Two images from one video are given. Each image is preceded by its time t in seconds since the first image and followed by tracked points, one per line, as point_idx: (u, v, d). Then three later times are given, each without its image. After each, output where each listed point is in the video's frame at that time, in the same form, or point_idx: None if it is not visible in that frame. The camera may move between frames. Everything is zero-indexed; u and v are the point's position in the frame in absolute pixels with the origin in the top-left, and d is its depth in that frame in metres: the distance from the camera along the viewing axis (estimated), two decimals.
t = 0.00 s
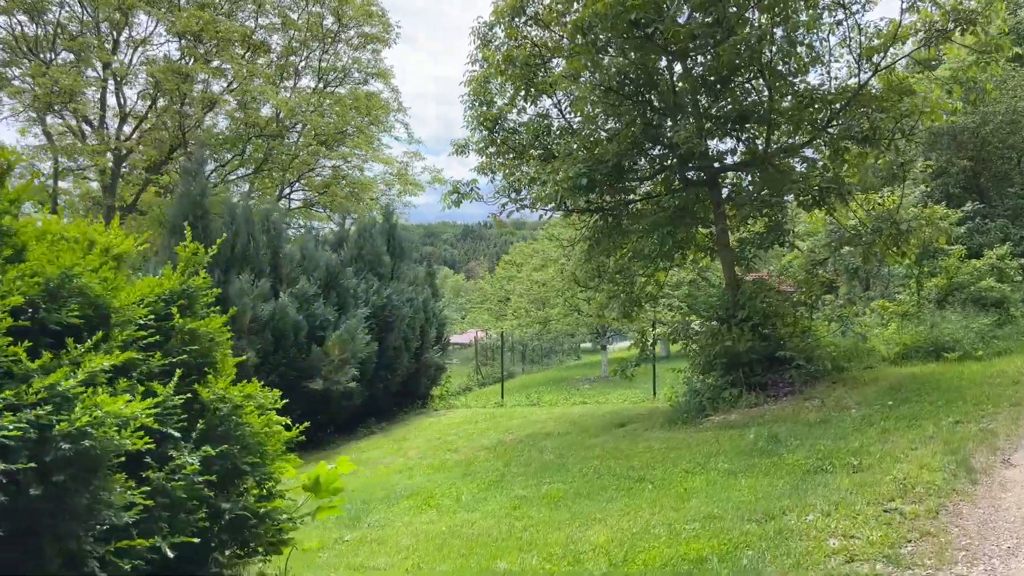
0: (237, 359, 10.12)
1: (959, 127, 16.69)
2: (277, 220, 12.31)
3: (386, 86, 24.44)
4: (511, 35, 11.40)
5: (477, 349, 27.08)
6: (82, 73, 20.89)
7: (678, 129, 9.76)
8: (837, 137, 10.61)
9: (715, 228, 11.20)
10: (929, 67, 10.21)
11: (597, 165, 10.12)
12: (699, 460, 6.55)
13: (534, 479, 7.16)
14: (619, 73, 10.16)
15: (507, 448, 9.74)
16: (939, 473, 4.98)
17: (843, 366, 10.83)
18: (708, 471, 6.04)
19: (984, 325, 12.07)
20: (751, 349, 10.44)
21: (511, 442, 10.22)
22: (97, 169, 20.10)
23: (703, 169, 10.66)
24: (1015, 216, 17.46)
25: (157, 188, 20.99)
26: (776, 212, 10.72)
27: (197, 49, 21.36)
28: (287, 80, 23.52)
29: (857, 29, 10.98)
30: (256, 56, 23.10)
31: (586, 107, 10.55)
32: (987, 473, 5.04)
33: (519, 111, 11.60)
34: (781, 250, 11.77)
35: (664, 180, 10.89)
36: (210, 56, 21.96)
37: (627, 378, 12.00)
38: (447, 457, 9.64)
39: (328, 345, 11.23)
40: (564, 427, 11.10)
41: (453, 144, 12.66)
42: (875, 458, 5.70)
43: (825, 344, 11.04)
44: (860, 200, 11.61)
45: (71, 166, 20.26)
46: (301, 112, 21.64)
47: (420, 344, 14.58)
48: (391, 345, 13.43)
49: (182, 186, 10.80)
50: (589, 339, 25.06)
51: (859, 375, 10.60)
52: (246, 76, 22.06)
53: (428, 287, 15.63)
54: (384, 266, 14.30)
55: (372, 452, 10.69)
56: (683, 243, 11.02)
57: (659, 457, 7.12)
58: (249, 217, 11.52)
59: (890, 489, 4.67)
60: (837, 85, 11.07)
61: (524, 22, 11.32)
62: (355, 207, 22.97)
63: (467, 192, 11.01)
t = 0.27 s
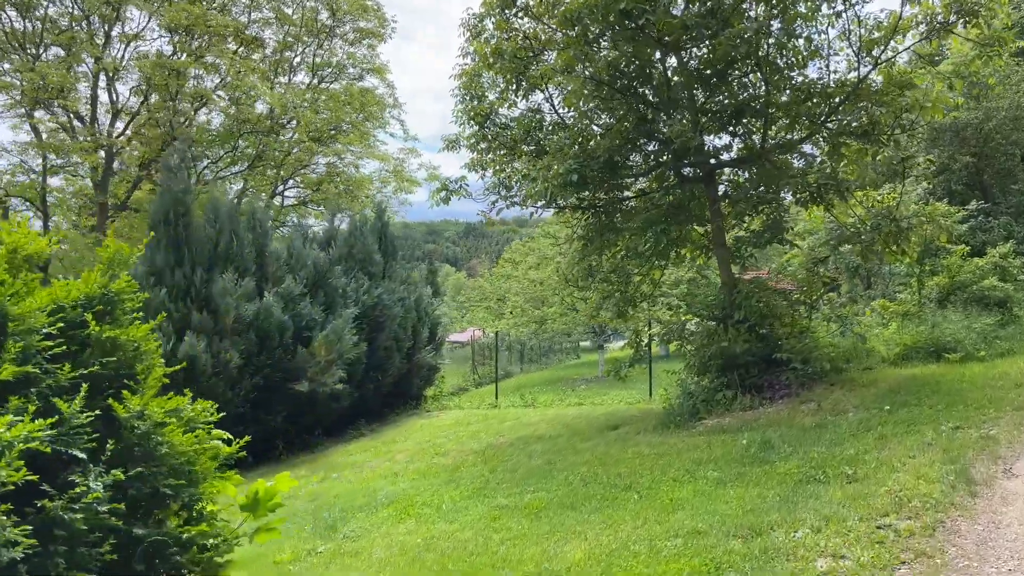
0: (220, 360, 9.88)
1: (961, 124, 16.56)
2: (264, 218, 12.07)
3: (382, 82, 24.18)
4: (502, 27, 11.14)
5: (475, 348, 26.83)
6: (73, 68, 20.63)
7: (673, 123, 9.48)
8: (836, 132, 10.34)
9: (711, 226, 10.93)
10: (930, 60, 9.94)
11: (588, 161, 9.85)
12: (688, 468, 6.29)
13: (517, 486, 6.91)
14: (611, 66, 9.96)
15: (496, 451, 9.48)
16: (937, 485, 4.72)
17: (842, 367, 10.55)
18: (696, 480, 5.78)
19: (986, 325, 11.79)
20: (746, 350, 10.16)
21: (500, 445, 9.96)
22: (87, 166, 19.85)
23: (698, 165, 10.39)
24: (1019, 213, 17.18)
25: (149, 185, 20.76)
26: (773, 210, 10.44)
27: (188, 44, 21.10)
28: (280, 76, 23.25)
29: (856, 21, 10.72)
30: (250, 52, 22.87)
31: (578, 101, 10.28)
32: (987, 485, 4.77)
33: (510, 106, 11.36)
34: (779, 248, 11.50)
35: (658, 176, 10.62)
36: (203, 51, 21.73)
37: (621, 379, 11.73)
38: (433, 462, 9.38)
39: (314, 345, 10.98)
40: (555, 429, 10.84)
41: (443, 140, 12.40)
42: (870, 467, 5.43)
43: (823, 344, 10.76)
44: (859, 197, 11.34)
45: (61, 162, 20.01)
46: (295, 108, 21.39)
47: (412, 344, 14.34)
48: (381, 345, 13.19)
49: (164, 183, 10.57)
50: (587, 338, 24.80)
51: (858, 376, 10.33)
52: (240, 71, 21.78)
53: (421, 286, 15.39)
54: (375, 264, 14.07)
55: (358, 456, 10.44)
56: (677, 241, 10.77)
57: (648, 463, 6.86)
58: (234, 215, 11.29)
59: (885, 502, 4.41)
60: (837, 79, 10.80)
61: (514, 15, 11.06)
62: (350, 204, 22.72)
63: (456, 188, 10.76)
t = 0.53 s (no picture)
0: (200, 358, 9.66)
1: (961, 118, 16.52)
2: (249, 213, 11.86)
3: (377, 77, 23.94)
4: (490, 17, 10.92)
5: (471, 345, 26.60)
6: (64, 63, 20.44)
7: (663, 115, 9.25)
8: (831, 124, 10.11)
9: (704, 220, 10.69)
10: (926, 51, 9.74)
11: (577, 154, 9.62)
12: (673, 468, 6.06)
13: (498, 487, 6.68)
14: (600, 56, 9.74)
15: (482, 451, 9.26)
16: (930, 487, 4.48)
17: (836, 364, 10.31)
18: (680, 481, 5.56)
19: (985, 321, 11.55)
20: (738, 347, 9.93)
21: (487, 444, 9.73)
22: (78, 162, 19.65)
23: (690, 158, 10.16)
24: (1019, 209, 16.99)
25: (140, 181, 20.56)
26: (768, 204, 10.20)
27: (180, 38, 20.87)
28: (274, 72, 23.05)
29: (852, 12, 10.49)
30: (244, 47, 22.69)
31: (566, 93, 10.06)
32: (981, 487, 4.54)
33: (498, 99, 11.14)
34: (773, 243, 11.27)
35: (650, 170, 10.39)
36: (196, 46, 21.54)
37: (612, 376, 11.50)
38: (418, 462, 9.14)
39: (299, 343, 10.76)
40: (545, 427, 10.62)
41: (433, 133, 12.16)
42: (861, 468, 5.20)
43: (818, 341, 10.53)
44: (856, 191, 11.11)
45: (51, 158, 19.82)
46: (288, 103, 21.19)
47: (402, 341, 14.12)
48: (370, 342, 12.97)
49: (145, 177, 10.37)
50: (584, 336, 24.59)
51: (853, 374, 10.09)
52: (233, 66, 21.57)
53: (412, 282, 15.18)
54: (364, 261, 13.86)
55: (342, 455, 10.22)
56: (668, 236, 10.54)
57: (633, 463, 6.64)
58: (218, 209, 11.07)
59: (872, 506, 4.19)
60: (832, 71, 10.59)
61: (503, 5, 10.86)
62: (343, 200, 22.49)
63: (442, 181, 10.53)
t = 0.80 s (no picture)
0: (182, 361, 9.44)
1: (962, 116, 16.37)
2: (234, 212, 11.64)
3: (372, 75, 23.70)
4: (479, 13, 10.68)
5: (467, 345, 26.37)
6: (54, 60, 20.20)
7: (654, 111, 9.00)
8: (827, 122, 9.87)
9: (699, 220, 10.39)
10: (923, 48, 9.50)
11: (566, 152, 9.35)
12: (659, 480, 5.83)
13: (480, 497, 6.45)
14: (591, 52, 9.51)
15: (468, 457, 9.04)
16: (923, 506, 4.25)
17: (832, 368, 10.07)
18: (665, 494, 5.34)
19: (985, 324, 11.31)
20: (731, 351, 9.69)
21: (475, 450, 9.50)
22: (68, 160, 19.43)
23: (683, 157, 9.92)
24: (1020, 208, 16.73)
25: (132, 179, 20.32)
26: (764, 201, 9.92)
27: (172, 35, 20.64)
28: (268, 69, 22.80)
29: (849, 7, 10.24)
30: (238, 44, 22.48)
31: (557, 90, 9.83)
32: (977, 504, 4.32)
33: (488, 96, 10.89)
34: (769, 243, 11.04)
35: (642, 169, 10.16)
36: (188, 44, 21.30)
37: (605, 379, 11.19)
38: (402, 469, 8.91)
39: (284, 345, 10.53)
40: (535, 432, 10.39)
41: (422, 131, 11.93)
42: (853, 482, 4.97)
43: (814, 344, 10.30)
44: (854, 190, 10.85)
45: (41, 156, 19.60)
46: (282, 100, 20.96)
47: (393, 342, 13.90)
48: (360, 344, 12.76)
49: (126, 176, 10.15)
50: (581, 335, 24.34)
51: (849, 378, 9.85)
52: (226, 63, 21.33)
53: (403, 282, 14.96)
54: (354, 261, 13.63)
55: (327, 461, 9.99)
56: (661, 236, 10.30)
57: (619, 473, 6.41)
58: (201, 208, 10.84)
59: (862, 527, 3.97)
60: (829, 68, 10.34)
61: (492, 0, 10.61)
62: (337, 199, 22.26)
63: (429, 180, 10.30)
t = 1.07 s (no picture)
0: (160, 357, 9.21)
1: (961, 109, 16.16)
2: (218, 207, 11.42)
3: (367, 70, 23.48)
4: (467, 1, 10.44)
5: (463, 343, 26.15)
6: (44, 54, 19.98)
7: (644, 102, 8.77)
8: (822, 113, 9.63)
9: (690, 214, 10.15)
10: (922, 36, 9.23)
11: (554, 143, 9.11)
12: (641, 480, 5.61)
13: (457, 497, 6.24)
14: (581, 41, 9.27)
15: (452, 456, 8.81)
16: (912, 508, 4.03)
17: (826, 364, 9.84)
18: (646, 495, 5.12)
19: (984, 319, 11.08)
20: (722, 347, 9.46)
21: (460, 448, 9.28)
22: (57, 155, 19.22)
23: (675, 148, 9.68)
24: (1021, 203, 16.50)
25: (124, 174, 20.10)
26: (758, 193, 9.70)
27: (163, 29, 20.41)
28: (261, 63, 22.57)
29: None
30: (231, 38, 22.25)
31: (546, 80, 9.60)
32: (970, 506, 4.09)
33: (476, 87, 10.65)
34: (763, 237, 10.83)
35: (633, 161, 9.92)
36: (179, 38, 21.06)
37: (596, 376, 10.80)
38: (384, 468, 8.69)
39: (266, 342, 10.30)
40: (523, 430, 10.16)
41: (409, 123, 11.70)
42: (841, 482, 4.74)
43: (808, 340, 10.07)
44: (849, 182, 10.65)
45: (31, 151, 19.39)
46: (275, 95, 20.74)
47: (382, 339, 13.69)
48: (347, 340, 12.55)
49: (105, 168, 9.93)
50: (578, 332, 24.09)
51: (843, 375, 9.62)
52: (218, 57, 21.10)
53: (394, 278, 14.74)
54: (343, 256, 13.41)
55: (309, 460, 9.77)
56: (651, 230, 10.07)
57: (601, 472, 6.19)
58: (183, 202, 10.62)
59: (846, 530, 3.74)
60: (825, 58, 10.10)
61: None
62: (330, 195, 22.04)
63: (414, 171, 10.07)
